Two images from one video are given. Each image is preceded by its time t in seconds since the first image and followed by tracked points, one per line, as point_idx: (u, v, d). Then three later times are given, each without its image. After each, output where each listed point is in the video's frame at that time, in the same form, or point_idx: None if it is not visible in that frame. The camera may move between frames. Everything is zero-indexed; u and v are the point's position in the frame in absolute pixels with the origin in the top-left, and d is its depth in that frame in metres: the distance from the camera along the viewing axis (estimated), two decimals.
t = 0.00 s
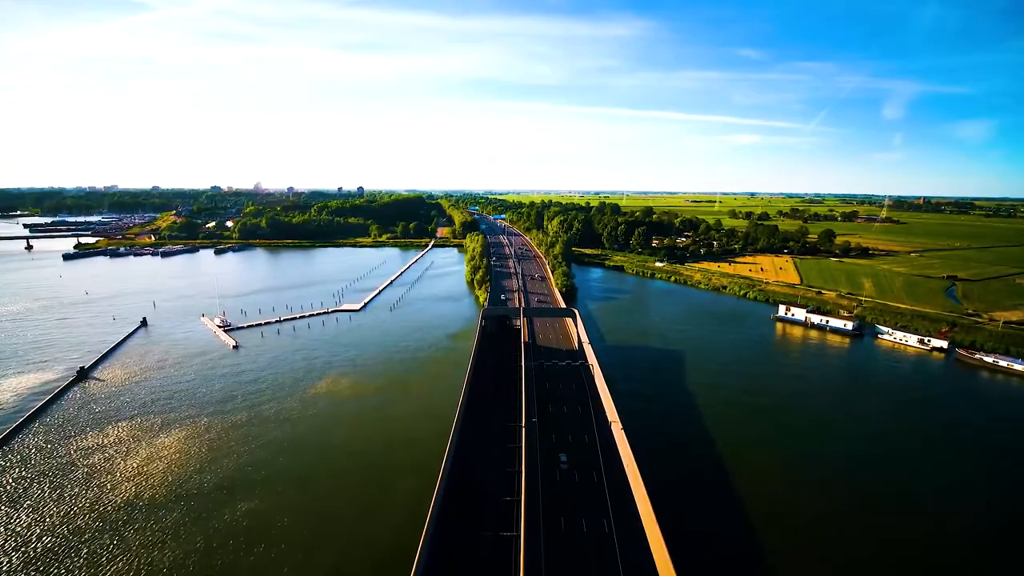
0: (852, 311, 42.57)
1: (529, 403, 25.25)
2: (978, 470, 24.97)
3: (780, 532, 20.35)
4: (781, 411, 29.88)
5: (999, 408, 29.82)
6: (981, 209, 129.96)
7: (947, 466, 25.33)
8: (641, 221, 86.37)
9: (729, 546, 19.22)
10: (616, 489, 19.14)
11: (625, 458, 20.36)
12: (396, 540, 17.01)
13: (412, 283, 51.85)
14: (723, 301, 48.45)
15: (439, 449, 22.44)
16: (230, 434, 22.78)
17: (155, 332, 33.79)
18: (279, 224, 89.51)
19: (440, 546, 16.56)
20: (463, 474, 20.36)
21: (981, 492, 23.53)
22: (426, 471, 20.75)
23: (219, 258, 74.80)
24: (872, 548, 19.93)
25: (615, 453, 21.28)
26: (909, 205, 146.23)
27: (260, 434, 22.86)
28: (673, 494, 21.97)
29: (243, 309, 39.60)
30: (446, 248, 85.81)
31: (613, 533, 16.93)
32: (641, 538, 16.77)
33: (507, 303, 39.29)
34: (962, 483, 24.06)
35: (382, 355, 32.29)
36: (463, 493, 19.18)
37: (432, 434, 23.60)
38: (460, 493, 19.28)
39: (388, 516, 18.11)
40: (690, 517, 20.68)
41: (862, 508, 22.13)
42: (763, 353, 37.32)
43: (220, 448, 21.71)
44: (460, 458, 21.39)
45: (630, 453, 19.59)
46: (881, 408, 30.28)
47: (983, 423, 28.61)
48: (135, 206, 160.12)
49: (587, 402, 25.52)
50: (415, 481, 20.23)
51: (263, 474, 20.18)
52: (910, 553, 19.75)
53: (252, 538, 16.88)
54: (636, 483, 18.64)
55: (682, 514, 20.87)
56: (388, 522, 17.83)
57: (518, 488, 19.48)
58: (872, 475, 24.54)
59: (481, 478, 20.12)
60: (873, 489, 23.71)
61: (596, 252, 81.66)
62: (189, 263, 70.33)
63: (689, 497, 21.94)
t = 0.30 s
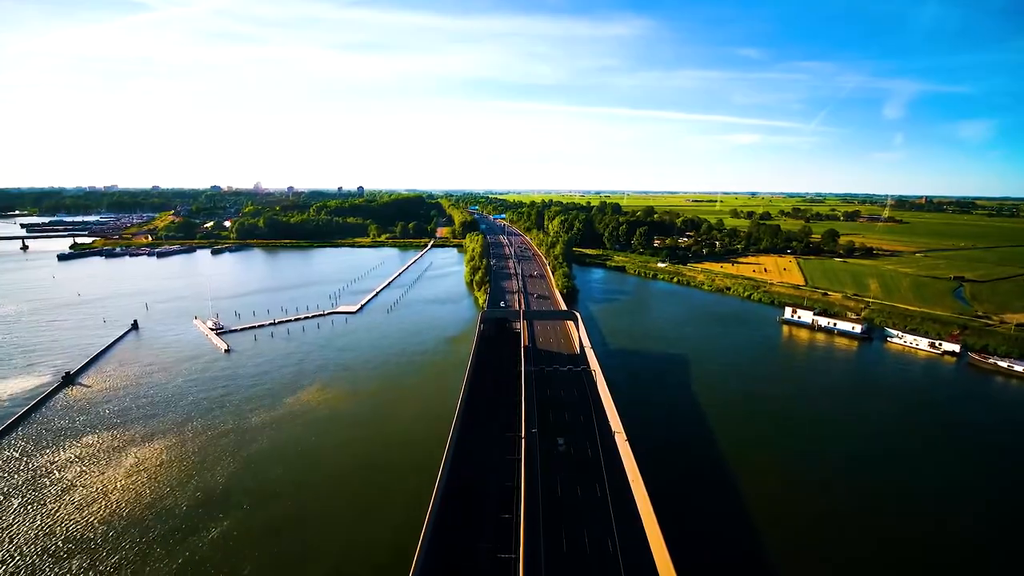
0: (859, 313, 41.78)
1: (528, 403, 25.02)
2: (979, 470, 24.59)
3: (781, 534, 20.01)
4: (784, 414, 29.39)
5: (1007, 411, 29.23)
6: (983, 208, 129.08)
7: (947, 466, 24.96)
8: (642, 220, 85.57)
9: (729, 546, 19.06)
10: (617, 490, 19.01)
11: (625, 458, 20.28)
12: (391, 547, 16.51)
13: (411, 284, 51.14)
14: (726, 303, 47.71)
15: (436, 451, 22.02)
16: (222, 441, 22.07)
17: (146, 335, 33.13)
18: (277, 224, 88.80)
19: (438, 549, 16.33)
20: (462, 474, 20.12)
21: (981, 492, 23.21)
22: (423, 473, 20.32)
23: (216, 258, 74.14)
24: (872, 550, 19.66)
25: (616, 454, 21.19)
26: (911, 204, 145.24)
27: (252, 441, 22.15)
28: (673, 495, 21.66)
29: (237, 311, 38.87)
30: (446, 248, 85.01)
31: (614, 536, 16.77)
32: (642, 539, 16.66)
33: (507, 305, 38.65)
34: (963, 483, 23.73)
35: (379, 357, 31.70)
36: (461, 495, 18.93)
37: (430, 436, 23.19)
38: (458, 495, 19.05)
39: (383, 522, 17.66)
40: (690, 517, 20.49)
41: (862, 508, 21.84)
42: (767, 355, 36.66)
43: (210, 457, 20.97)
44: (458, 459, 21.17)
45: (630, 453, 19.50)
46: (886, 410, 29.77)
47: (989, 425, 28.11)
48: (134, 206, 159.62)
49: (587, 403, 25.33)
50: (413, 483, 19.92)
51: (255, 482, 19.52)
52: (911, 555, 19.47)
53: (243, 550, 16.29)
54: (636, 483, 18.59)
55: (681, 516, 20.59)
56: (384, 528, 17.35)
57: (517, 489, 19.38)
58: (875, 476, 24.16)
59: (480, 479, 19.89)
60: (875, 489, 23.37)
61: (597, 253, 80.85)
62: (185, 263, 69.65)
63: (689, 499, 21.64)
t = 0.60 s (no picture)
0: (867, 316, 40.85)
1: (527, 404, 24.64)
2: (1006, 478, 23.66)
3: (781, 536, 19.69)
4: (791, 418, 28.64)
5: (1019, 414, 28.47)
6: (987, 207, 127.99)
7: (971, 474, 24.01)
8: (644, 220, 84.64)
9: (730, 547, 18.86)
10: (618, 493, 18.73)
11: (624, 459, 20.01)
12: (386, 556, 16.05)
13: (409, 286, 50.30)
14: (730, 304, 46.86)
15: (433, 453, 21.59)
16: (213, 451, 21.39)
17: (137, 338, 32.43)
18: (275, 224, 88.07)
19: (436, 552, 16.03)
20: (460, 478, 19.76)
21: (985, 492, 22.81)
22: (420, 477, 19.87)
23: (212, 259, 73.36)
24: (873, 550, 19.38)
25: (616, 455, 20.89)
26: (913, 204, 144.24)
27: (243, 450, 21.43)
28: (672, 496, 21.37)
29: (229, 313, 37.99)
30: (445, 249, 84.14)
31: (616, 541, 16.44)
32: (643, 543, 16.35)
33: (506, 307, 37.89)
34: (966, 482, 23.35)
35: (377, 359, 31.24)
36: (459, 498, 18.58)
37: (427, 438, 22.74)
38: (456, 497, 18.71)
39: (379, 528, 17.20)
40: (689, 517, 20.28)
41: (863, 508, 21.53)
42: (772, 357, 35.94)
43: (200, 468, 20.28)
44: (456, 460, 20.84)
45: (630, 453, 19.22)
46: (890, 411, 29.24)
47: (1000, 427, 27.38)
48: (133, 206, 159.18)
49: (587, 404, 24.96)
50: (409, 486, 19.51)
51: (247, 492, 18.93)
52: (913, 554, 19.18)
53: (234, 562, 15.73)
54: (636, 484, 18.34)
55: (680, 517, 20.30)
56: (379, 535, 16.88)
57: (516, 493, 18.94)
58: (877, 476, 23.77)
59: (478, 482, 19.52)
60: (877, 489, 23.01)
61: (598, 253, 79.93)
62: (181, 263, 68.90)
63: (688, 500, 21.35)
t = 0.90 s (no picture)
0: (874, 318, 40.09)
1: (525, 403, 24.41)
2: (1013, 482, 23.29)
3: (781, 537, 19.50)
4: (795, 422, 28.13)
5: None
6: (990, 207, 127.16)
7: (980, 479, 23.58)
8: (645, 220, 83.89)
9: (731, 547, 18.66)
10: (618, 493, 18.49)
11: (624, 460, 19.83)
12: (380, 562, 15.81)
13: (407, 287, 49.51)
14: (734, 306, 46.05)
15: (431, 455, 21.36)
16: (207, 459, 20.90)
17: (126, 342, 31.77)
18: (273, 224, 87.35)
19: (432, 558, 15.71)
20: (458, 477, 19.65)
21: (985, 492, 22.74)
22: (418, 482, 19.58)
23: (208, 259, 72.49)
24: (872, 550, 19.29)
25: (616, 456, 20.69)
26: (916, 204, 143.28)
27: (238, 459, 20.92)
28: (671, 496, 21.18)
29: (222, 316, 37.31)
30: (445, 249, 83.42)
31: (615, 543, 16.21)
32: (643, 545, 16.12)
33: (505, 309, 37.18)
34: (966, 482, 23.28)
35: (375, 360, 30.97)
36: (457, 501, 18.25)
37: (425, 440, 22.43)
38: (453, 498, 18.41)
39: (375, 536, 16.93)
40: (689, 516, 20.18)
41: (863, 508, 21.42)
42: (776, 360, 35.29)
43: (193, 478, 19.76)
44: (454, 459, 20.59)
45: (630, 454, 19.04)
46: (894, 413, 28.89)
47: (1009, 431, 26.88)
48: (131, 207, 158.31)
49: (588, 407, 24.63)
50: (406, 490, 19.24)
51: (242, 501, 18.53)
52: (911, 555, 19.12)
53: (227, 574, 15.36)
54: (636, 484, 18.16)
55: (680, 518, 20.10)
56: (375, 543, 16.62)
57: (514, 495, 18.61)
58: (879, 477, 23.61)
59: (477, 482, 19.34)
60: (877, 490, 22.91)
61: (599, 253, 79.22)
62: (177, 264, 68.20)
63: (688, 502, 21.12)
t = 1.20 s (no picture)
0: (883, 320, 39.31)
1: (523, 410, 23.70)
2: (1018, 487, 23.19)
3: (783, 541, 19.48)
4: (799, 427, 27.76)
5: None
6: (993, 206, 126.39)
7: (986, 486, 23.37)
8: (646, 220, 83.17)
9: (731, 547, 18.84)
10: (619, 498, 18.17)
11: (624, 463, 19.58)
12: (381, 561, 15.80)
13: (405, 289, 48.81)
14: (738, 308, 45.33)
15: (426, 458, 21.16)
16: (196, 468, 20.37)
17: (116, 345, 31.09)
18: (271, 224, 86.58)
19: (430, 560, 15.51)
20: (456, 480, 19.44)
21: (984, 492, 22.96)
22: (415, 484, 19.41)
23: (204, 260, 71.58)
24: (872, 550, 19.55)
25: (616, 458, 20.49)
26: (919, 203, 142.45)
27: (222, 475, 19.95)
28: (673, 496, 21.36)
29: (215, 319, 36.63)
30: (444, 249, 82.68)
31: (615, 545, 15.98)
32: (643, 547, 15.92)
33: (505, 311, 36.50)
34: (965, 483, 23.50)
35: (371, 365, 30.40)
36: (454, 503, 18.03)
37: (423, 443, 22.20)
38: (451, 501, 18.17)
39: (375, 534, 16.91)
40: (689, 516, 20.34)
41: (863, 508, 21.67)
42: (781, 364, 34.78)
43: (173, 495, 18.83)
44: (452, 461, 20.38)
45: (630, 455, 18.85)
46: (898, 416, 28.74)
47: (1016, 436, 26.59)
48: (129, 207, 157.34)
49: (589, 416, 23.74)
50: (404, 494, 19.02)
51: (228, 516, 17.72)
52: (911, 555, 19.39)
53: None
54: (636, 488, 17.87)
55: (681, 517, 20.29)
56: (375, 542, 16.59)
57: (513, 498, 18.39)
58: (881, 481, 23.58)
59: (473, 487, 18.94)
60: (877, 490, 23.16)
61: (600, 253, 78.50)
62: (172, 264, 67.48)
63: (690, 506, 20.98)
